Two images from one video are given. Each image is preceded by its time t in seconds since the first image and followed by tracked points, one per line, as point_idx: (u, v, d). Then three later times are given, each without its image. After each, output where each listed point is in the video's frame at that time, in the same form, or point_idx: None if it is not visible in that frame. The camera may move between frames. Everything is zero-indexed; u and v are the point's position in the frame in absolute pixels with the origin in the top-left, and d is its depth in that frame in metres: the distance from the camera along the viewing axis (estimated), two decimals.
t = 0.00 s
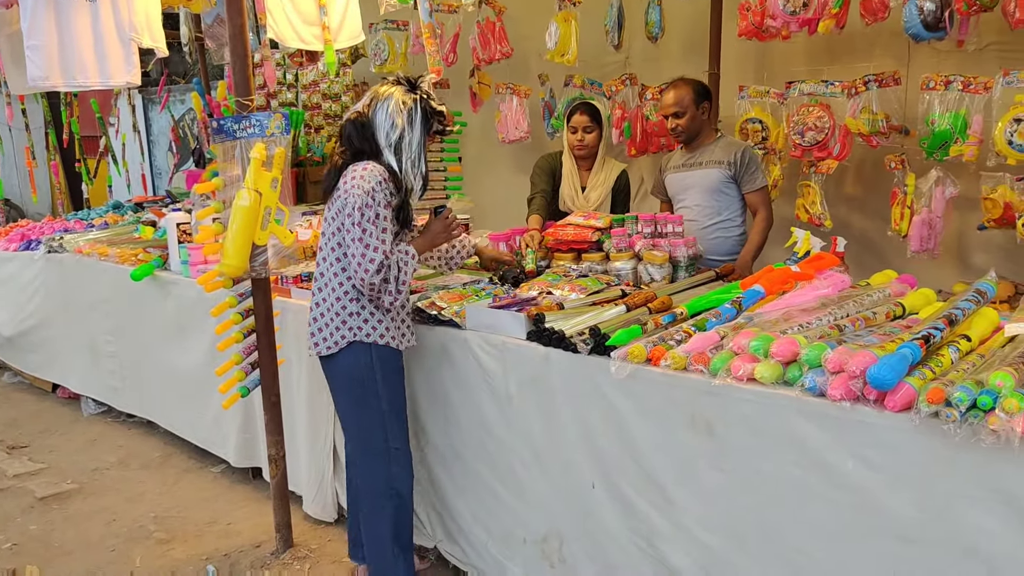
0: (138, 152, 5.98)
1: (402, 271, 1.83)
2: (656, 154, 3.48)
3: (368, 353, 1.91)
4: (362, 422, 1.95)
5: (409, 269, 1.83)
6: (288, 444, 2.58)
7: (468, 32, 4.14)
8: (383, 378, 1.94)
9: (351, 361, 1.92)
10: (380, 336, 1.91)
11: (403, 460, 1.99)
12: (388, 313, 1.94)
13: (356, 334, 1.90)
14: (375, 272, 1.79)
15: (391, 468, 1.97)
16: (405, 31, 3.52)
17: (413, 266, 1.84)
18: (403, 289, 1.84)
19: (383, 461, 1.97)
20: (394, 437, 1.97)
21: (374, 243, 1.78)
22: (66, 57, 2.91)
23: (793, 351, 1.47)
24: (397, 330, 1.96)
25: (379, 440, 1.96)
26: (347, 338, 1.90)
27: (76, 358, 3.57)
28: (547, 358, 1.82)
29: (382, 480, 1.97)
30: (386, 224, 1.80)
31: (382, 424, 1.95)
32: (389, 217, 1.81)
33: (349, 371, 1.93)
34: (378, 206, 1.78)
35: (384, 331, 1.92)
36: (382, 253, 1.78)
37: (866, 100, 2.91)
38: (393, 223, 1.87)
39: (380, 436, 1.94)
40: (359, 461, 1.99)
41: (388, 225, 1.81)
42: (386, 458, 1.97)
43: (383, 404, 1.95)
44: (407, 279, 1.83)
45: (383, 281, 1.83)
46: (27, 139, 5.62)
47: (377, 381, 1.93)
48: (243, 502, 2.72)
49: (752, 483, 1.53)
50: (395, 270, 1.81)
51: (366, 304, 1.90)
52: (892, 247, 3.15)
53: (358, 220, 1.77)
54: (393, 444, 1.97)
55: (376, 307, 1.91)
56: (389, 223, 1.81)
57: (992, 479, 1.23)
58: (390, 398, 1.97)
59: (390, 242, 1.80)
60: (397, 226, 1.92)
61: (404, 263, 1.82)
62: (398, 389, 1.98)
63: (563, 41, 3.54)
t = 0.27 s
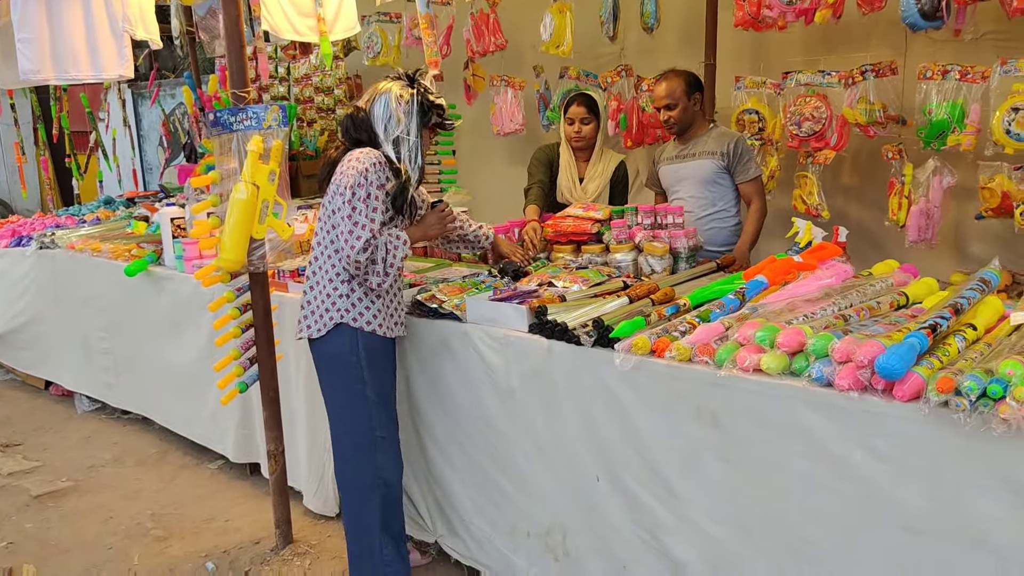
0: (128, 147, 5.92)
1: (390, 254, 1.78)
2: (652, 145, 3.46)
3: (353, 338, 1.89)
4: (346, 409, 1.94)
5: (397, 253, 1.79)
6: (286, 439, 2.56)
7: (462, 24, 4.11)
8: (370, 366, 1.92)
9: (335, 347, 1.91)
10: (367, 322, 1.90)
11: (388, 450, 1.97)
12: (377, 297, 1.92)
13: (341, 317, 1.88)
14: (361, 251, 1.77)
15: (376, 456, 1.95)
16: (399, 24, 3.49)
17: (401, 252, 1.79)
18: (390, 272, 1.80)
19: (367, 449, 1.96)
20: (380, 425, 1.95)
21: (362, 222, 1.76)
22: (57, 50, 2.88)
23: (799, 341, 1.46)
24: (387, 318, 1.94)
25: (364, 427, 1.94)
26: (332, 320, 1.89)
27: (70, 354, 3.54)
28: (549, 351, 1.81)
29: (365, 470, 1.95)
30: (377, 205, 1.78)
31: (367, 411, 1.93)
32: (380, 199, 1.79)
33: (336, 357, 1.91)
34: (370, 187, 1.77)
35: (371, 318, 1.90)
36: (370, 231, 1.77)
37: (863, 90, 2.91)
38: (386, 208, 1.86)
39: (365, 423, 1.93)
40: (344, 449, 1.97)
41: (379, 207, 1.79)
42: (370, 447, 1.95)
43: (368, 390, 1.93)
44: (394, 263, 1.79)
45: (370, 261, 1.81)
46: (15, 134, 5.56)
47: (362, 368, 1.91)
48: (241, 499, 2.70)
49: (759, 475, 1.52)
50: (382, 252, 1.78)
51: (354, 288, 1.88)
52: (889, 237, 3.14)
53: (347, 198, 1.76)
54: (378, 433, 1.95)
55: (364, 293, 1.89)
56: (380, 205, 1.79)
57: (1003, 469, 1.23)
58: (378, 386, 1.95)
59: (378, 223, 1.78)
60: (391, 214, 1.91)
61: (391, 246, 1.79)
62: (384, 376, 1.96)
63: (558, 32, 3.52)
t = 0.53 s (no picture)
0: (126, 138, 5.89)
1: (385, 241, 1.77)
2: (654, 133, 3.44)
3: (352, 326, 1.88)
4: (343, 396, 1.93)
5: (392, 241, 1.77)
6: (288, 430, 2.55)
7: (461, 11, 4.08)
8: (368, 355, 1.91)
9: (332, 334, 1.90)
10: (365, 310, 1.88)
11: (384, 439, 1.95)
12: (376, 286, 1.89)
13: (339, 304, 1.87)
14: (353, 238, 1.76)
15: (370, 445, 1.94)
16: (398, 12, 3.46)
17: (396, 241, 1.77)
18: (385, 260, 1.79)
19: (363, 438, 1.94)
20: (375, 414, 1.93)
21: (356, 208, 1.75)
22: (53, 39, 2.85)
23: (806, 329, 1.45)
24: (386, 307, 1.92)
25: (359, 415, 1.92)
26: (330, 307, 1.88)
27: (69, 347, 3.52)
28: (553, 340, 1.79)
29: (361, 459, 1.94)
30: (372, 192, 1.76)
31: (363, 399, 1.92)
32: (376, 187, 1.77)
33: (334, 344, 1.90)
34: (364, 174, 1.75)
35: (370, 306, 1.89)
36: (363, 218, 1.75)
37: (867, 77, 2.89)
38: (384, 195, 1.84)
39: (360, 412, 1.91)
40: (340, 436, 1.96)
41: (374, 194, 1.77)
42: (366, 435, 1.94)
43: (365, 378, 1.91)
44: (388, 251, 1.77)
45: (364, 249, 1.79)
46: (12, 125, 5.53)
47: (359, 355, 1.89)
48: (243, 490, 2.69)
49: (766, 463, 1.51)
50: (375, 239, 1.76)
51: (352, 276, 1.86)
52: (892, 224, 3.13)
53: (342, 185, 1.75)
54: (373, 421, 1.93)
55: (364, 280, 1.87)
56: (375, 193, 1.77)
57: (1013, 456, 1.22)
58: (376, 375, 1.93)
59: (372, 211, 1.77)
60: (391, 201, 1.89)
61: (386, 234, 1.77)
62: (384, 365, 1.94)
63: (559, 19, 3.49)
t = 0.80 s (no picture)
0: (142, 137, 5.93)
1: (386, 243, 1.75)
2: (668, 131, 3.42)
3: (360, 328, 1.87)
4: (353, 398, 1.92)
5: (394, 243, 1.75)
6: (299, 430, 2.55)
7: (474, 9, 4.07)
8: (377, 357, 1.89)
9: (342, 336, 1.90)
10: (373, 312, 1.87)
11: (393, 442, 1.94)
12: (385, 288, 1.87)
13: (347, 307, 1.86)
14: (353, 241, 1.75)
15: (379, 447, 1.93)
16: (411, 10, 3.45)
17: (398, 242, 1.75)
18: (388, 263, 1.77)
19: (372, 441, 1.94)
20: (383, 417, 1.92)
21: (356, 212, 1.74)
22: (65, 39, 2.86)
23: (822, 331, 1.42)
24: (395, 308, 1.90)
25: (367, 417, 1.92)
26: (339, 310, 1.88)
27: (84, 346, 3.55)
28: (564, 341, 1.77)
29: (370, 462, 1.94)
30: (372, 196, 1.74)
31: (371, 401, 1.91)
32: (376, 190, 1.75)
33: (343, 346, 1.90)
34: (364, 177, 1.74)
35: (379, 307, 1.87)
36: (363, 222, 1.74)
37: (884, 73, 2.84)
38: (388, 194, 1.82)
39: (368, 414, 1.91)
40: (350, 438, 1.96)
41: (375, 197, 1.75)
42: (374, 438, 1.93)
43: (373, 380, 1.90)
44: (390, 253, 1.76)
45: (367, 253, 1.78)
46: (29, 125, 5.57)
47: (368, 357, 1.88)
48: (254, 490, 2.69)
49: (780, 468, 1.49)
50: (377, 242, 1.75)
51: (361, 278, 1.86)
52: (910, 224, 3.08)
53: (343, 188, 1.75)
54: (382, 424, 1.92)
55: (373, 282, 1.86)
56: (375, 196, 1.75)
57: None
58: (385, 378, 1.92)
59: (372, 214, 1.75)
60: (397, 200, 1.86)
61: (387, 236, 1.75)
62: (393, 367, 1.92)
63: (572, 17, 3.47)
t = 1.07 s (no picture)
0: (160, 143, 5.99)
1: (384, 252, 1.75)
2: (682, 139, 3.40)
3: (370, 340, 1.87)
4: (364, 410, 1.93)
5: (392, 253, 1.74)
6: (310, 437, 2.54)
7: (489, 16, 4.07)
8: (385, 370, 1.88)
9: (353, 349, 1.90)
10: (383, 324, 1.85)
11: (402, 455, 1.93)
12: (394, 299, 1.85)
13: (358, 320, 1.86)
14: (350, 256, 1.75)
15: (389, 460, 1.93)
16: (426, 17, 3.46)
17: (396, 251, 1.75)
18: (390, 273, 1.76)
19: (381, 454, 1.94)
20: (393, 430, 1.92)
21: (352, 227, 1.74)
22: (81, 46, 2.89)
23: (836, 343, 1.40)
24: (406, 318, 1.88)
25: (377, 430, 1.92)
26: (349, 323, 1.88)
27: (99, 350, 3.57)
28: (576, 350, 1.75)
29: (380, 476, 1.94)
30: (367, 208, 1.74)
31: (380, 415, 1.90)
32: (372, 202, 1.74)
33: (353, 359, 1.90)
34: (360, 189, 1.74)
35: (388, 319, 1.86)
36: (358, 237, 1.74)
37: (902, 81, 2.82)
38: (388, 203, 1.81)
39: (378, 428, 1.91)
40: (362, 450, 1.97)
41: (371, 210, 1.74)
42: (385, 451, 1.93)
43: (382, 393, 1.89)
44: (391, 263, 1.75)
45: (366, 266, 1.78)
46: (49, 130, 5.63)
47: (377, 371, 1.88)
48: (266, 496, 2.69)
49: (793, 481, 1.46)
50: (374, 254, 1.75)
51: (370, 290, 1.85)
52: (928, 233, 3.04)
53: (338, 204, 1.75)
54: (391, 437, 1.92)
55: (381, 293, 1.85)
56: (371, 208, 1.74)
57: None
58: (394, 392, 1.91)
59: (369, 226, 1.74)
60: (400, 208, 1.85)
61: (385, 246, 1.74)
62: (403, 380, 1.90)
63: (587, 23, 3.46)
